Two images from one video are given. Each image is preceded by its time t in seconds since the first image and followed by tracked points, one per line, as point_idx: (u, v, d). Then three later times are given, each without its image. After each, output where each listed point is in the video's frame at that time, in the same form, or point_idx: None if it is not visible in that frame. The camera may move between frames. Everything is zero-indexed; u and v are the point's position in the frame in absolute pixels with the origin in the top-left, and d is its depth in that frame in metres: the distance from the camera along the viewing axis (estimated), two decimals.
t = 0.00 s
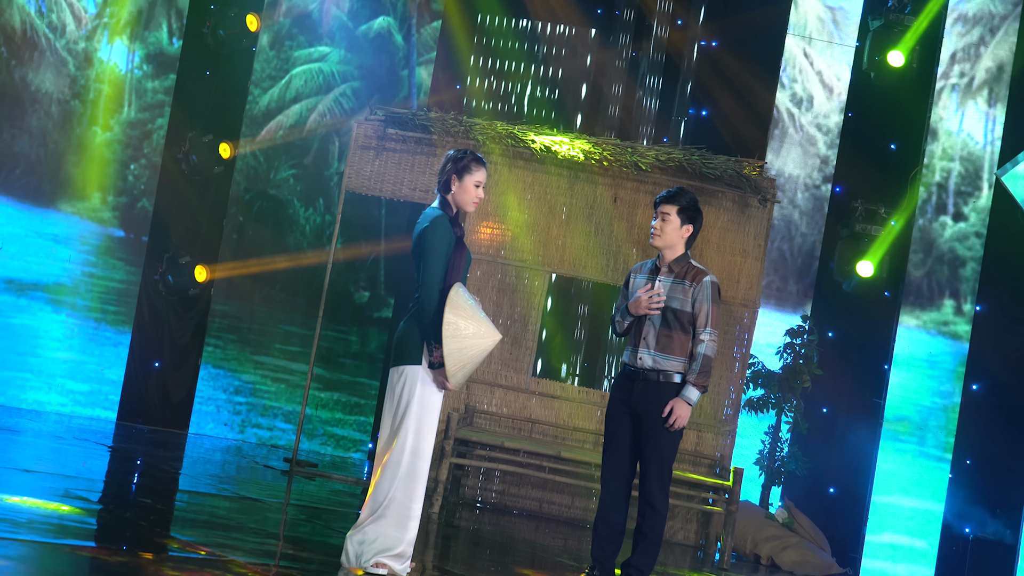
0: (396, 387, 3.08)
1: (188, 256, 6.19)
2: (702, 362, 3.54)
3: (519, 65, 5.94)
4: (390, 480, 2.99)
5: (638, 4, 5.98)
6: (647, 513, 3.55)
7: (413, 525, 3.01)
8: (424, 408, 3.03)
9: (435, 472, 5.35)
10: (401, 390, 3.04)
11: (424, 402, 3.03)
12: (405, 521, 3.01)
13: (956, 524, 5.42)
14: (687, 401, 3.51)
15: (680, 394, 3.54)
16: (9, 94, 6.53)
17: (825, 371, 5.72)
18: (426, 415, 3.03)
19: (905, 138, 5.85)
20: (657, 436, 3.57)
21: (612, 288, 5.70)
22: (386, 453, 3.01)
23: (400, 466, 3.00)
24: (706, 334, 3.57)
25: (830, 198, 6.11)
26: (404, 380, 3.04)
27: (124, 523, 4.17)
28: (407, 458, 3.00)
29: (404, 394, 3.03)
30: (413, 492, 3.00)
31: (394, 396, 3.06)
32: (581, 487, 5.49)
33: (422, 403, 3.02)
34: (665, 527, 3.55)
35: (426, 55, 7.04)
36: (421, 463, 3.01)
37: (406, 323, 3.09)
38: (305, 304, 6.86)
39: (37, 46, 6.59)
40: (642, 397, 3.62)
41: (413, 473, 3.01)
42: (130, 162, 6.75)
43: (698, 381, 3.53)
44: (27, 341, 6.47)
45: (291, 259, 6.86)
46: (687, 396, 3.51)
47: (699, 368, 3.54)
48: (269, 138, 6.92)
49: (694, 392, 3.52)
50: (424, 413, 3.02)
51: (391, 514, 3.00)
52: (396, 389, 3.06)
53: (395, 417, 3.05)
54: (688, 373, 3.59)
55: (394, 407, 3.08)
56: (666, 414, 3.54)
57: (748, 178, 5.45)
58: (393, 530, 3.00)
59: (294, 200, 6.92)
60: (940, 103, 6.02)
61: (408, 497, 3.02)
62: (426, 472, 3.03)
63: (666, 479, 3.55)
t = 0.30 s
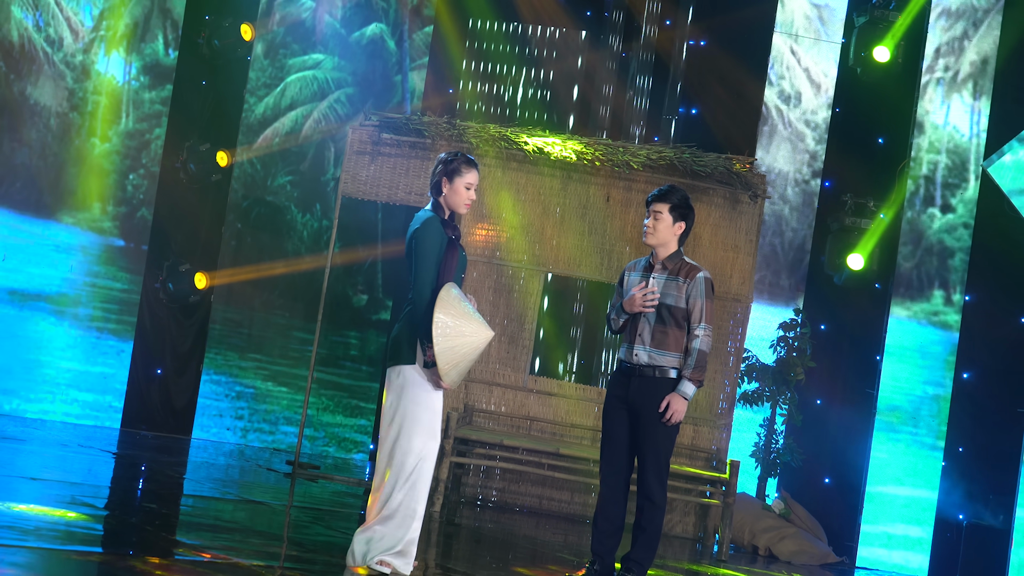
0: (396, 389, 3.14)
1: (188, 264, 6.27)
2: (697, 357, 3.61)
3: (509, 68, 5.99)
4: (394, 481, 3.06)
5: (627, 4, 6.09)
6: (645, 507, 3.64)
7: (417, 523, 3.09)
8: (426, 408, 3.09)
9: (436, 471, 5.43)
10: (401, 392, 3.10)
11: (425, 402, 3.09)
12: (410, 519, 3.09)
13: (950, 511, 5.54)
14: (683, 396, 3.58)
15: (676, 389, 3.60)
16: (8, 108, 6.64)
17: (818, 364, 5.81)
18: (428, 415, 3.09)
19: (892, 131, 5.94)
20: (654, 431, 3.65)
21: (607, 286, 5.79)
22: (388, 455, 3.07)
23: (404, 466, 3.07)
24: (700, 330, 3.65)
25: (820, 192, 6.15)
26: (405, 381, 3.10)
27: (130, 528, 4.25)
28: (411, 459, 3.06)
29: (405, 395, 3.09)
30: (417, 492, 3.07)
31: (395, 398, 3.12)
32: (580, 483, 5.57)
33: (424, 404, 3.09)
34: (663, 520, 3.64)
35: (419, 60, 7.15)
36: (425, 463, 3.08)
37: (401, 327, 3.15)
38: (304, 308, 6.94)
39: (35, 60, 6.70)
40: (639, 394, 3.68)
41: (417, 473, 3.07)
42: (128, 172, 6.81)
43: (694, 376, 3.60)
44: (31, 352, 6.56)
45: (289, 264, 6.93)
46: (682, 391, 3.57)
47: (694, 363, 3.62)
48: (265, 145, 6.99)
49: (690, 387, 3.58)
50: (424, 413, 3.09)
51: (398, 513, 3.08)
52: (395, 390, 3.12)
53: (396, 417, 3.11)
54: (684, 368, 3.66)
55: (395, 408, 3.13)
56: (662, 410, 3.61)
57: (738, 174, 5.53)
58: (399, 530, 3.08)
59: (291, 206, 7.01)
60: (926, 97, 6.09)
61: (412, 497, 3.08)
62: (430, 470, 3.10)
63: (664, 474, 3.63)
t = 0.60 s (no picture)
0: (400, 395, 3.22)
1: (190, 271, 6.35)
2: (694, 352, 3.70)
3: (503, 72, 6.11)
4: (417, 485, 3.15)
5: (617, 7, 6.17)
6: (645, 502, 3.71)
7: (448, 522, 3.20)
8: (434, 408, 3.20)
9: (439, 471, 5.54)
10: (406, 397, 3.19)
11: (431, 403, 3.20)
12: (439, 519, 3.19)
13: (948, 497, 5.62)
14: (681, 391, 3.66)
15: (674, 384, 3.68)
16: (8, 121, 6.71)
17: (812, 356, 5.90)
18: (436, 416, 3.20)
19: (882, 126, 6.06)
20: (653, 426, 3.71)
21: (603, 284, 5.89)
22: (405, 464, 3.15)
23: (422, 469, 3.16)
24: (696, 325, 3.75)
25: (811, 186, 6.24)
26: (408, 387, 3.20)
27: (138, 534, 4.33)
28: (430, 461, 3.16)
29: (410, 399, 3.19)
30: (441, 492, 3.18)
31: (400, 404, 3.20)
32: (580, 479, 5.64)
33: (431, 406, 3.19)
34: (663, 513, 3.72)
35: (412, 66, 7.20)
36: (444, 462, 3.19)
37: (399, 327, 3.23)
38: (305, 313, 7.03)
39: (34, 75, 6.77)
40: (638, 389, 3.75)
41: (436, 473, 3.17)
42: (129, 183, 6.92)
43: (691, 370, 3.69)
44: (36, 362, 6.65)
45: (289, 269, 7.03)
46: (680, 386, 3.65)
47: (691, 358, 3.70)
48: (263, 154, 7.09)
49: (687, 381, 3.67)
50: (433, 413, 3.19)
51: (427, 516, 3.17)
52: (400, 396, 3.21)
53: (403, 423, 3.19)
54: (681, 364, 3.74)
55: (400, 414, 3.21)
56: (661, 404, 3.67)
57: (729, 172, 5.62)
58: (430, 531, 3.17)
59: (291, 213, 7.10)
60: (913, 90, 6.19)
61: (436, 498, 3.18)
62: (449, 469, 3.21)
63: (663, 468, 3.70)
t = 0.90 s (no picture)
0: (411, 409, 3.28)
1: (193, 278, 6.44)
2: (691, 348, 3.74)
3: (497, 76, 6.23)
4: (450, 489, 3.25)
5: (608, 9, 6.29)
6: (646, 496, 3.79)
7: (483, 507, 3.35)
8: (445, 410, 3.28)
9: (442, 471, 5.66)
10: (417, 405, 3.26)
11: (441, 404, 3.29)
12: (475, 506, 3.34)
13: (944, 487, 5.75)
14: (678, 386, 3.72)
15: (671, 380, 3.74)
16: (10, 134, 6.80)
17: (808, 349, 6.01)
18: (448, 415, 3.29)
19: (872, 121, 6.20)
20: (651, 422, 3.78)
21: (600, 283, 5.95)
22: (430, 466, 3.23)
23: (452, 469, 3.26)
24: (693, 321, 3.78)
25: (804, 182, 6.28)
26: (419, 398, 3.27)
27: (146, 538, 4.42)
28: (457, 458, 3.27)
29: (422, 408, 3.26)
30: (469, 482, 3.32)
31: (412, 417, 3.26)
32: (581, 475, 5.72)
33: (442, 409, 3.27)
34: (663, 507, 3.80)
35: (409, 72, 7.31)
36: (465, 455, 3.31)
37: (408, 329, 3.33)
38: (307, 317, 7.09)
39: (36, 87, 6.84)
40: (636, 385, 3.82)
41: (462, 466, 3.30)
42: (131, 193, 7.00)
43: (688, 366, 3.73)
44: (43, 371, 6.74)
45: (291, 275, 7.10)
46: (677, 381, 3.71)
47: (687, 354, 3.74)
48: (263, 161, 7.17)
49: (684, 376, 3.72)
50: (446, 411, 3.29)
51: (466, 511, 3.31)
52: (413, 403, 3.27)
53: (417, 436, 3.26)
54: (678, 360, 3.79)
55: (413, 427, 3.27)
56: (659, 400, 3.74)
57: (722, 169, 5.70)
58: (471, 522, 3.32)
59: (291, 219, 7.19)
60: (902, 85, 6.24)
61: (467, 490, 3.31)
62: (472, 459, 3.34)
63: (662, 463, 3.78)
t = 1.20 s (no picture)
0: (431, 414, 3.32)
1: (196, 284, 6.54)
2: (686, 344, 3.82)
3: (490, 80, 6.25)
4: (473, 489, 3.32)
5: (601, 11, 6.37)
6: (645, 491, 3.87)
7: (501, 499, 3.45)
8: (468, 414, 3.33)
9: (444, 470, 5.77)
10: (440, 410, 3.30)
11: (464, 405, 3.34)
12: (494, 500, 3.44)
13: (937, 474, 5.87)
14: (675, 382, 3.80)
15: (668, 375, 3.82)
16: (14, 146, 6.83)
17: (803, 344, 6.08)
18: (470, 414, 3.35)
19: (863, 118, 6.26)
20: (649, 417, 3.86)
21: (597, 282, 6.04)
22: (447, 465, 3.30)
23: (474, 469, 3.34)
24: (688, 318, 3.86)
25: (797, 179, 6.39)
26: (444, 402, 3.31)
27: (153, 541, 4.51)
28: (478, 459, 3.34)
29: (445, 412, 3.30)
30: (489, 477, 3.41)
31: (436, 423, 3.30)
32: (582, 472, 5.79)
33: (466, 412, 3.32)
34: (663, 502, 3.88)
35: (405, 77, 7.36)
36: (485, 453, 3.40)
37: (432, 336, 3.35)
38: (309, 320, 7.19)
39: (38, 98, 6.91)
40: (634, 381, 3.90)
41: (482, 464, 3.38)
42: (133, 201, 7.10)
43: (684, 362, 3.82)
44: (49, 379, 6.81)
45: (293, 279, 7.20)
46: (674, 377, 3.79)
47: (684, 350, 3.82)
48: (263, 168, 7.26)
49: (681, 372, 3.80)
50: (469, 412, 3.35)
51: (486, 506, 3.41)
52: (437, 404, 3.31)
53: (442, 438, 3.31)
54: (674, 356, 3.87)
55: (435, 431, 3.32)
56: (655, 396, 3.83)
57: (716, 166, 5.80)
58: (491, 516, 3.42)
59: (291, 224, 7.27)
60: (892, 82, 6.32)
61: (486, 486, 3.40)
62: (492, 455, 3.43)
63: (660, 458, 3.86)
